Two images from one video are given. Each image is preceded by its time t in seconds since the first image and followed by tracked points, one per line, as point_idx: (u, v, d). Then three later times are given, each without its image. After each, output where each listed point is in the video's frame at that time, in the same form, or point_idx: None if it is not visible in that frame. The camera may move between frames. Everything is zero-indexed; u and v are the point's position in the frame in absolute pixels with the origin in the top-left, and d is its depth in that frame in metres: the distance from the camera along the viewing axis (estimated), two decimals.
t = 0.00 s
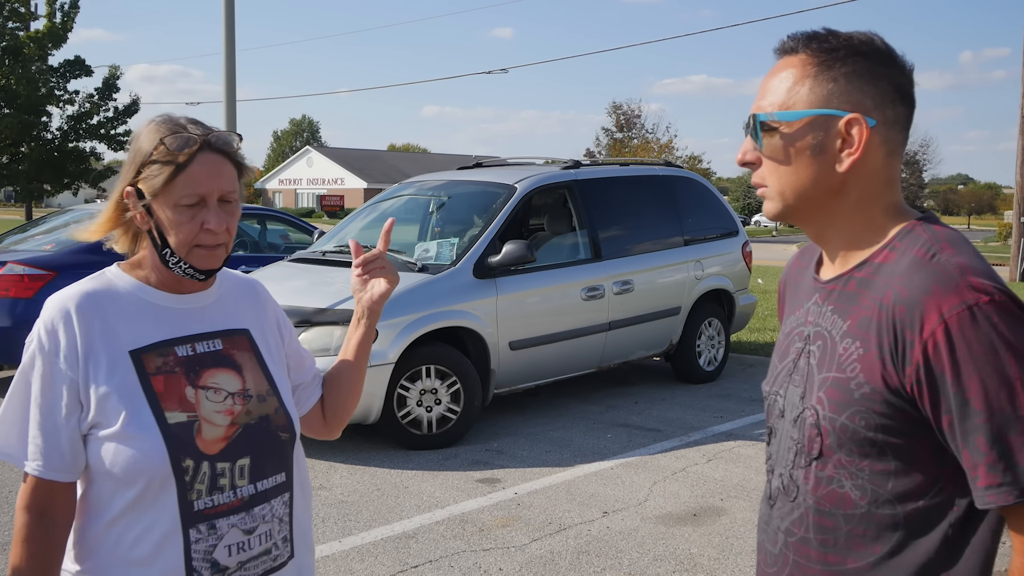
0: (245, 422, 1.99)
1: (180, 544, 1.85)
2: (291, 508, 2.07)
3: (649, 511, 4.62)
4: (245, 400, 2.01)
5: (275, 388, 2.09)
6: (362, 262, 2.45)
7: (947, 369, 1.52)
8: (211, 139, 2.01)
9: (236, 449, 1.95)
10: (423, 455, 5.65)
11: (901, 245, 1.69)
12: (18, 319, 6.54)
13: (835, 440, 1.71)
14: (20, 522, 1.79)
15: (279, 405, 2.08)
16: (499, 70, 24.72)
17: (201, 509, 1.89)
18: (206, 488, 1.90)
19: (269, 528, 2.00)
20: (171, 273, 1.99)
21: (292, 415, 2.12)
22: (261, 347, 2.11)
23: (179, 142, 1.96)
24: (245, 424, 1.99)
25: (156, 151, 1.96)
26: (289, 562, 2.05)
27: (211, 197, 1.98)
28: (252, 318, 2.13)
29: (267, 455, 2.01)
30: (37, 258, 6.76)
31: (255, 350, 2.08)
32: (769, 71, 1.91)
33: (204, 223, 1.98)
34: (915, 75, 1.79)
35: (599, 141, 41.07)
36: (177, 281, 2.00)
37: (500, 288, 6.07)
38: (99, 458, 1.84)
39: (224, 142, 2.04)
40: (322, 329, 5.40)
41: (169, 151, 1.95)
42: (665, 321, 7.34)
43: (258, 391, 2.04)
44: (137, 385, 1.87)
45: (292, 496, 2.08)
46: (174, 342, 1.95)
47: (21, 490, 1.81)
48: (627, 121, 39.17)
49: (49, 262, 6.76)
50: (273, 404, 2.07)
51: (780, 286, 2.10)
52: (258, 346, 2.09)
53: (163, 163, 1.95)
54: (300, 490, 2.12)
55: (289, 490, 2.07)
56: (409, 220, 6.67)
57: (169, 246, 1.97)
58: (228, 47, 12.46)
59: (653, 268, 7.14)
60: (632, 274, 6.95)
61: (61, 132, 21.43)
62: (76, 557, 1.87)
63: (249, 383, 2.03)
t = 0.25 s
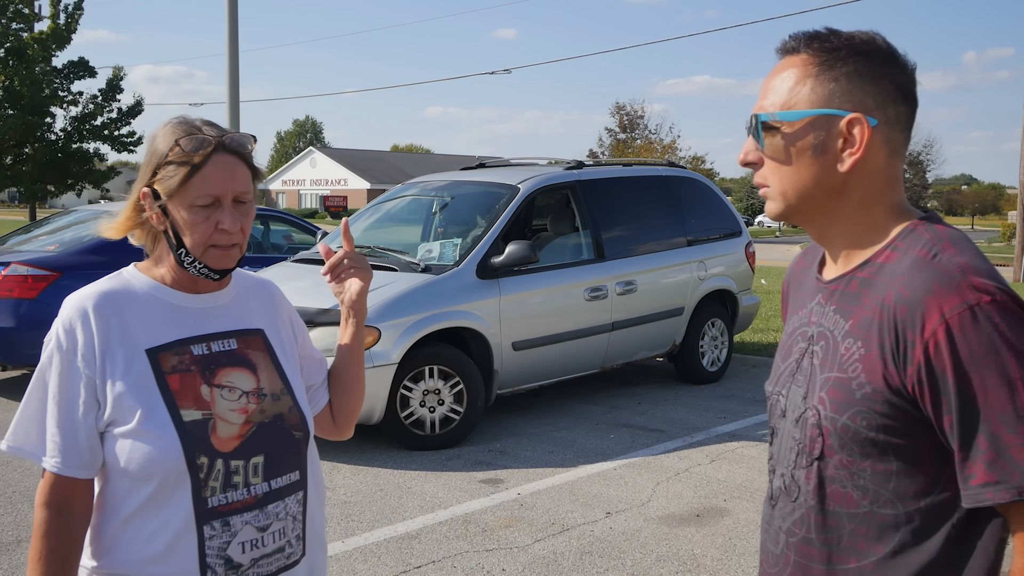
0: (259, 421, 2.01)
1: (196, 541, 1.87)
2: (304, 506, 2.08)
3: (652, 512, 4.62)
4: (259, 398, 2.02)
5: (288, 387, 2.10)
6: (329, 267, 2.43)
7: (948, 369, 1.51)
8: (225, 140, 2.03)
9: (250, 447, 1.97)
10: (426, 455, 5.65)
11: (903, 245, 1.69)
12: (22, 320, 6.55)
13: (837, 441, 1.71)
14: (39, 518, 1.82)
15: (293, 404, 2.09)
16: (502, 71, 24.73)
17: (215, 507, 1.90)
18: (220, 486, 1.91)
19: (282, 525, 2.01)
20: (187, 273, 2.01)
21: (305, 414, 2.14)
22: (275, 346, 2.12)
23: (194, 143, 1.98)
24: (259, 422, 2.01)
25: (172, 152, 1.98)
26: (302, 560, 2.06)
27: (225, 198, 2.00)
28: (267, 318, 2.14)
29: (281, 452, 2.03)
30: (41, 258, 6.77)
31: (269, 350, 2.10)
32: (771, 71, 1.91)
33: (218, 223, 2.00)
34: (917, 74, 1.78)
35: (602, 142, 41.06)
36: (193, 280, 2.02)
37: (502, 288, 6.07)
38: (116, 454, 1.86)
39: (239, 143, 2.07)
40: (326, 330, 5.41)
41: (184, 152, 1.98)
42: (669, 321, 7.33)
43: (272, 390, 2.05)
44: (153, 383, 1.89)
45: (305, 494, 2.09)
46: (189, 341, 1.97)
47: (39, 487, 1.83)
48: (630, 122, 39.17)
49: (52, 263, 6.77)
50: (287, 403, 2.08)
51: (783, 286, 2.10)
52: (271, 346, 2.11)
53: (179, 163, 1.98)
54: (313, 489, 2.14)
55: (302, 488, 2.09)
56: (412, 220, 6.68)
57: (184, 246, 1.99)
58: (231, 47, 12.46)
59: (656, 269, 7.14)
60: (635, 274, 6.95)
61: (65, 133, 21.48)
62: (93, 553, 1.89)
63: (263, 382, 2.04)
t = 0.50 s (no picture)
0: (270, 419, 2.01)
1: (206, 539, 1.88)
2: (313, 504, 2.08)
3: (655, 512, 4.61)
4: (270, 398, 2.03)
5: (299, 387, 2.10)
6: (368, 277, 2.44)
7: (950, 369, 1.51)
8: (234, 140, 2.03)
9: (260, 445, 1.97)
10: (429, 455, 5.65)
11: (905, 245, 1.69)
12: (25, 319, 6.56)
13: (839, 441, 1.71)
14: (51, 515, 1.84)
15: (304, 404, 2.09)
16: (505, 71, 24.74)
17: (226, 504, 1.91)
18: (231, 484, 1.92)
19: (293, 523, 2.01)
20: (199, 272, 2.02)
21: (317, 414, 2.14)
22: (287, 346, 2.12)
23: (204, 143, 1.99)
24: (270, 421, 2.01)
25: (181, 152, 1.99)
26: (313, 558, 2.06)
27: (235, 197, 2.01)
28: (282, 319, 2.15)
29: (292, 451, 2.03)
30: (45, 258, 6.78)
31: (281, 349, 2.10)
32: (775, 70, 1.91)
33: (229, 223, 2.01)
34: (921, 73, 1.78)
35: (605, 142, 41.05)
36: (205, 280, 2.03)
37: (505, 288, 6.07)
38: (127, 452, 1.88)
39: (248, 142, 2.07)
40: (329, 329, 5.42)
41: (193, 152, 1.98)
42: (672, 321, 7.33)
43: (284, 390, 2.05)
44: (165, 381, 1.91)
45: (314, 492, 2.09)
46: (202, 340, 1.99)
47: (51, 485, 1.86)
48: (633, 122, 39.16)
49: (56, 262, 6.78)
50: (298, 402, 2.08)
51: (788, 286, 2.10)
52: (284, 346, 2.11)
53: (189, 163, 1.99)
54: (323, 487, 2.13)
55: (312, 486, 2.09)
56: (415, 220, 6.68)
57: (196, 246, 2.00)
58: (234, 47, 12.47)
59: (659, 268, 7.14)
60: (638, 274, 6.95)
61: (68, 133, 21.54)
62: (103, 549, 1.90)
63: (275, 382, 2.05)
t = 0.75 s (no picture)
0: (281, 420, 2.01)
1: (214, 537, 1.89)
2: (322, 504, 2.08)
3: (658, 511, 4.61)
4: (282, 398, 2.03)
5: (311, 388, 2.10)
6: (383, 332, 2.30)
7: (957, 368, 1.51)
8: (254, 140, 2.04)
9: (271, 445, 1.98)
10: (432, 455, 5.66)
11: (911, 243, 1.68)
12: (29, 318, 6.57)
13: (845, 440, 1.70)
14: (65, 510, 1.86)
15: (315, 405, 2.09)
16: (509, 70, 24.75)
17: (235, 503, 1.92)
18: (240, 483, 1.93)
19: (301, 523, 2.01)
20: (215, 271, 2.02)
21: (328, 415, 2.14)
22: (299, 348, 2.13)
23: (224, 143, 1.99)
24: (281, 421, 2.01)
25: (201, 152, 1.99)
26: (322, 557, 2.06)
27: (253, 197, 2.01)
28: (294, 319, 2.15)
29: (302, 451, 2.03)
30: (49, 257, 6.79)
31: (293, 350, 2.10)
32: (779, 68, 1.90)
33: (247, 223, 2.01)
34: (926, 71, 1.77)
35: (609, 141, 41.02)
36: (222, 279, 2.03)
37: (509, 288, 6.07)
38: (139, 449, 1.90)
39: (266, 143, 2.07)
40: (333, 329, 5.42)
41: (214, 151, 1.99)
42: (676, 321, 7.32)
43: (295, 391, 2.06)
44: (178, 380, 1.92)
45: (324, 492, 2.09)
46: (216, 340, 1.99)
47: (66, 481, 1.88)
48: (637, 121, 39.13)
49: (59, 261, 6.79)
50: (309, 404, 2.08)
51: (792, 285, 2.09)
52: (297, 347, 2.11)
53: (208, 163, 1.99)
54: (334, 488, 2.13)
55: (322, 486, 2.09)
56: (418, 219, 6.68)
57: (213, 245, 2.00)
58: (237, 47, 12.48)
59: (663, 268, 7.13)
60: (642, 273, 6.94)
61: (72, 132, 21.58)
62: (115, 544, 1.93)
63: (287, 382, 2.05)
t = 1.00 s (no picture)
0: (289, 425, 2.02)
1: (215, 537, 1.89)
2: (322, 508, 2.08)
3: (662, 512, 4.60)
4: (291, 404, 2.03)
5: (322, 395, 2.10)
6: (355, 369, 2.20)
7: (964, 369, 1.50)
8: (280, 147, 2.04)
9: (276, 449, 1.98)
10: (436, 455, 5.66)
11: (917, 243, 1.68)
12: (33, 319, 6.58)
13: (851, 441, 1.70)
14: (77, 503, 1.87)
15: (324, 412, 2.09)
16: (512, 70, 24.75)
17: (236, 506, 1.92)
18: (241, 485, 1.93)
19: (302, 527, 2.01)
20: (232, 273, 2.02)
21: (336, 422, 2.13)
22: (312, 352, 2.12)
23: (250, 148, 1.99)
24: (288, 427, 2.01)
25: (227, 155, 1.99)
26: (322, 561, 2.05)
27: (275, 203, 2.00)
28: (308, 324, 2.15)
29: (306, 456, 2.03)
30: (53, 258, 6.80)
31: (307, 356, 2.10)
32: (785, 68, 1.90)
33: (267, 228, 2.00)
34: (932, 71, 1.77)
35: (613, 141, 41.01)
36: (239, 281, 2.04)
37: (513, 288, 6.07)
38: (148, 445, 1.91)
39: (292, 150, 2.07)
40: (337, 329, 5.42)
41: (239, 155, 1.99)
42: (679, 321, 7.32)
43: (305, 396, 2.06)
44: (188, 379, 1.93)
45: (323, 497, 2.08)
46: (227, 341, 2.00)
47: (77, 473, 1.89)
48: (641, 121, 39.12)
49: (63, 262, 6.80)
50: (318, 410, 2.08)
51: (797, 285, 2.09)
52: (310, 352, 2.11)
53: (233, 169, 1.99)
54: (335, 493, 2.13)
55: (322, 491, 2.08)
56: (422, 220, 6.68)
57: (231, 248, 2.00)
58: (240, 47, 12.49)
59: (667, 268, 7.12)
60: (645, 274, 6.94)
61: (76, 133, 21.63)
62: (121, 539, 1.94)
63: (296, 387, 2.05)
